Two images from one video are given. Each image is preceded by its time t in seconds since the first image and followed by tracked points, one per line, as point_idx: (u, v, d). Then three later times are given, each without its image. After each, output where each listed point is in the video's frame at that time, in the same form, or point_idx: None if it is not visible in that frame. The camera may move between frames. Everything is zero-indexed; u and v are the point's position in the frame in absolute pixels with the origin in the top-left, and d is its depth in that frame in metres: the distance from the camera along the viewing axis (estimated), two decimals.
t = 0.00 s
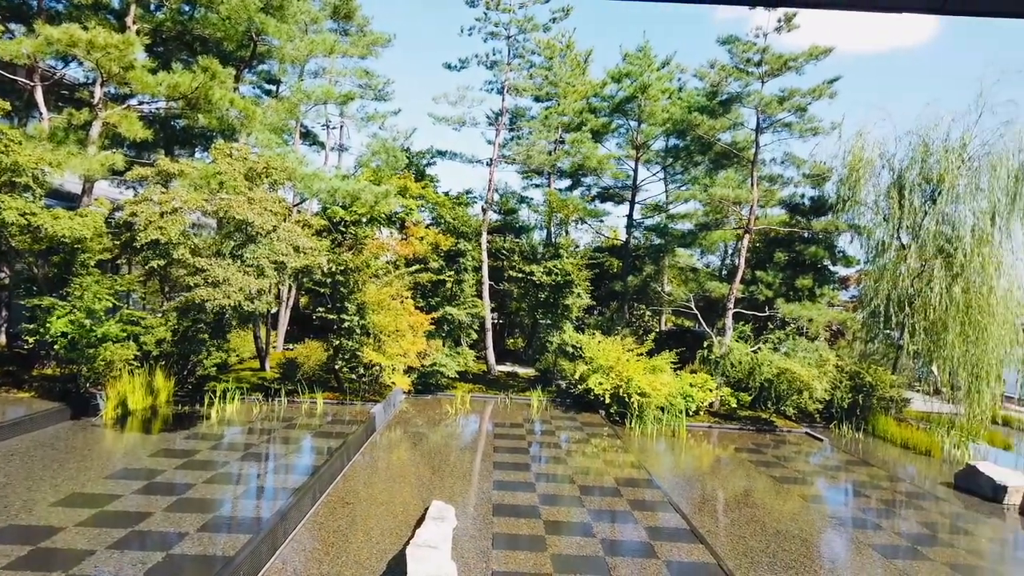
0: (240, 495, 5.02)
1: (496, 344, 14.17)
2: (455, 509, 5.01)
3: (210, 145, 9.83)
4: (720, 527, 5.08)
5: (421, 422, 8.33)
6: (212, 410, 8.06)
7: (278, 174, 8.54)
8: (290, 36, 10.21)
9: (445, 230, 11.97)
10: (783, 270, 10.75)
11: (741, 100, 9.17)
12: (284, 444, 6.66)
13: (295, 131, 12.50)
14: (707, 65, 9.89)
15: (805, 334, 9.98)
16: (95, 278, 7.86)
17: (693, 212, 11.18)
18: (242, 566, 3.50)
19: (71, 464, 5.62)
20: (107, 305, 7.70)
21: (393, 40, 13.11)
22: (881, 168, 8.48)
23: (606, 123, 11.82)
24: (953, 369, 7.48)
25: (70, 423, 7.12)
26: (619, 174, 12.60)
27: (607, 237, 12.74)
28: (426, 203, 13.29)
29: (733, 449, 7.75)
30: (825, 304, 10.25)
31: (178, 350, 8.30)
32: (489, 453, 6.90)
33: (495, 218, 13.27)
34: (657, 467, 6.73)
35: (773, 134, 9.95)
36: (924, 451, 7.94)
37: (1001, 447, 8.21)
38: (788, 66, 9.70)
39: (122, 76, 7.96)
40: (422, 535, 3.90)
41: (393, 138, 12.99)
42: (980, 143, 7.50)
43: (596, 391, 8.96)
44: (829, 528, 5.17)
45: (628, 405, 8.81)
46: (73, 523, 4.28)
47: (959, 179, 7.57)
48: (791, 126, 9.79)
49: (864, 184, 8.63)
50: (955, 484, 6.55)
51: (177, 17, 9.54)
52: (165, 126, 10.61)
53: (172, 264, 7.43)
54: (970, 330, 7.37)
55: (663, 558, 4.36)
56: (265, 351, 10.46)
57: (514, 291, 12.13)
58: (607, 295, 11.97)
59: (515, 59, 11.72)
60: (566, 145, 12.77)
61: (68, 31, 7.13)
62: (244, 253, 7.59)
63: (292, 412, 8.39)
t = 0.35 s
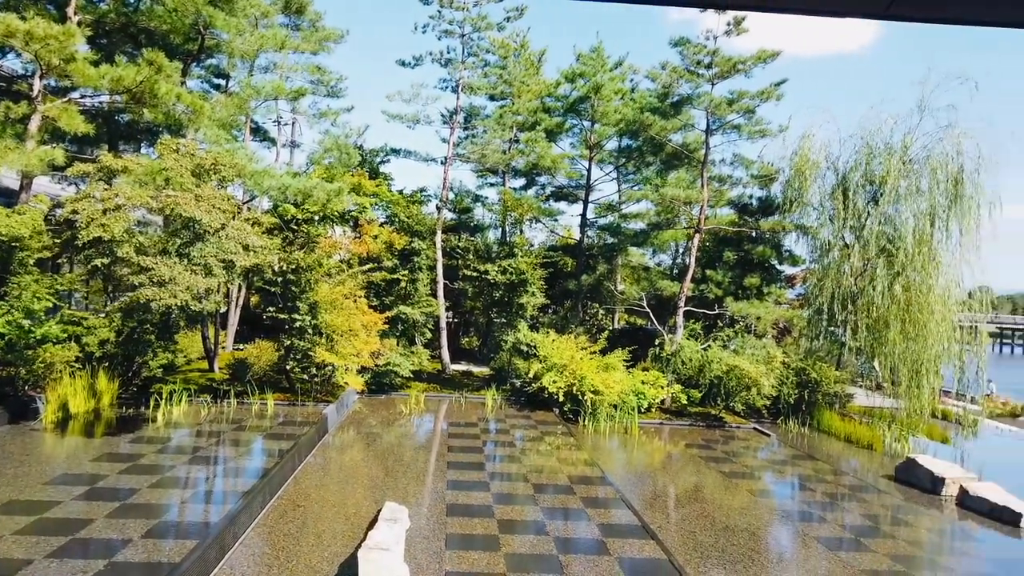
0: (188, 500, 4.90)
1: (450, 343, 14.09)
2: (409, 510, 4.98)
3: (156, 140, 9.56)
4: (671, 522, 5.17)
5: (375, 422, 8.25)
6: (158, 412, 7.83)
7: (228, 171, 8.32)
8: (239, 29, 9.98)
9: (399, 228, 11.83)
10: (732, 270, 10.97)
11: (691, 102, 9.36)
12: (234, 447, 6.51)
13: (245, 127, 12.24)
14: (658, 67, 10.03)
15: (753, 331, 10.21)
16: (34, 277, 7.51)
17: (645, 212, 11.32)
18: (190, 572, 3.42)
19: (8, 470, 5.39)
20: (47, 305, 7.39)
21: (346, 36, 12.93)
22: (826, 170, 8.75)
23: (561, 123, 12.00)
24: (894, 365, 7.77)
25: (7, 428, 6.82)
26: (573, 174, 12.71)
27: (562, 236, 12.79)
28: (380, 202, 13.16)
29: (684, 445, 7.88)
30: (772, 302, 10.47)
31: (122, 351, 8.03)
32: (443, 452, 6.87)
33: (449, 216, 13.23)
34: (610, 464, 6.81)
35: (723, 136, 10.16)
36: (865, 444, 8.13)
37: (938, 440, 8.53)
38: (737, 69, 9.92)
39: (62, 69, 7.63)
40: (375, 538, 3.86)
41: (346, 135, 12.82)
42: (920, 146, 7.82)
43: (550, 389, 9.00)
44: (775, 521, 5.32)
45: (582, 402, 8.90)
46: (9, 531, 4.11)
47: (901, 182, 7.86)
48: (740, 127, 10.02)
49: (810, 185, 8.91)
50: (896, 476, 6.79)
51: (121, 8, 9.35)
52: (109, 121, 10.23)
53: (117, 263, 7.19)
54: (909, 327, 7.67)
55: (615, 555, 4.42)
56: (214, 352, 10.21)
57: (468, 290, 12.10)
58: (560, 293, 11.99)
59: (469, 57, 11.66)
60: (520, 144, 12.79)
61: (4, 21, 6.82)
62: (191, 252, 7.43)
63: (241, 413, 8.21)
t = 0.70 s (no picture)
0: (138, 502, 4.77)
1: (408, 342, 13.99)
2: (366, 510, 4.94)
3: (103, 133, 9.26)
4: (627, 518, 5.24)
5: (331, 422, 8.15)
6: (106, 413, 7.58)
7: (178, 166, 8.10)
8: (191, 21, 9.73)
9: (356, 226, 11.67)
10: (687, 268, 11.13)
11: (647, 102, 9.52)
12: (186, 448, 6.36)
13: (198, 121, 11.95)
14: (616, 67, 10.12)
15: (706, 329, 10.41)
16: None
17: (603, 210, 11.42)
18: None
19: None
20: None
21: (302, 30, 12.70)
22: (777, 171, 8.96)
23: (519, 121, 12.16)
24: (842, 361, 8.00)
25: None
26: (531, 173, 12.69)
27: (520, 234, 12.79)
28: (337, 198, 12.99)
29: (640, 441, 7.99)
30: (725, 300, 10.67)
31: (68, 350, 7.87)
32: (401, 451, 6.83)
33: (407, 213, 13.14)
34: (567, 461, 6.86)
35: (678, 136, 10.31)
36: (815, 439, 8.21)
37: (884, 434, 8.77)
38: (692, 70, 10.08)
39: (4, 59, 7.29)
40: (331, 539, 3.81)
41: (301, 131, 12.59)
42: (868, 148, 8.10)
43: (507, 387, 9.01)
44: (728, 515, 5.44)
45: (540, 400, 8.94)
46: None
47: (851, 183, 8.11)
48: (695, 128, 10.19)
49: (764, 185, 9.13)
50: (844, 470, 7.01)
51: None
52: (53, 113, 9.86)
53: (62, 260, 6.94)
54: (857, 324, 7.91)
55: (572, 551, 4.46)
56: (165, 351, 9.96)
57: (426, 288, 12.03)
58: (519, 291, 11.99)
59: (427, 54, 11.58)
60: (479, 142, 12.77)
61: None
62: (139, 249, 7.28)
63: (194, 413, 8.02)
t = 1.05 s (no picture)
0: (84, 508, 4.62)
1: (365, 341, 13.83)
2: (321, 512, 4.88)
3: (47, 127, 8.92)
4: (583, 515, 5.29)
5: (286, 423, 8.03)
6: (50, 416, 7.32)
7: (125, 161, 7.86)
8: (140, 13, 9.46)
9: (312, 224, 11.45)
10: (643, 268, 11.21)
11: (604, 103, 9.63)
12: (136, 451, 6.19)
13: (147, 115, 11.61)
14: (572, 67, 10.20)
15: (662, 327, 10.56)
16: None
17: (560, 210, 11.46)
18: None
19: None
20: None
21: (257, 25, 12.44)
22: (730, 171, 9.14)
23: (478, 119, 11.83)
24: (793, 358, 8.21)
25: None
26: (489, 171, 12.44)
27: (478, 233, 12.72)
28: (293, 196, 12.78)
29: (597, 439, 8.06)
30: (680, 299, 10.81)
31: (9, 351, 7.71)
32: (357, 452, 6.76)
33: (364, 212, 12.99)
34: (524, 459, 6.88)
35: (634, 136, 10.42)
36: (767, 435, 8.52)
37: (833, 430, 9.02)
38: (647, 71, 10.22)
39: None
40: (284, 542, 3.76)
41: (255, 127, 12.33)
42: (817, 150, 8.33)
43: (465, 386, 9.01)
44: (682, 511, 5.53)
45: (497, 398, 8.95)
46: None
47: (801, 183, 8.34)
48: (650, 129, 10.32)
49: (717, 186, 9.31)
50: (794, 464, 7.19)
51: None
52: None
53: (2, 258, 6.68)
54: (807, 322, 8.13)
55: (528, 550, 4.48)
56: (113, 352, 9.66)
57: (383, 287, 11.92)
58: (477, 290, 11.96)
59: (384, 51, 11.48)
60: (437, 141, 12.71)
61: None
62: (85, 246, 7.04)
63: (143, 415, 7.80)
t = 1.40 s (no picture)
0: (13, 513, 4.43)
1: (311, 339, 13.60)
2: (264, 514, 4.79)
3: None
4: (530, 510, 5.33)
5: (229, 423, 7.84)
6: None
7: (57, 153, 7.52)
8: None
9: (255, 219, 11.18)
10: (589, 265, 11.27)
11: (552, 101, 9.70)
12: (69, 454, 5.95)
13: (81, 106, 11.14)
14: (520, 65, 10.24)
15: (608, 324, 10.70)
16: None
17: (509, 207, 11.47)
18: None
19: None
20: None
21: (198, 15, 12.06)
22: (675, 170, 9.32)
23: (425, 116, 11.88)
24: (735, 354, 8.44)
25: None
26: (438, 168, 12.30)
27: (426, 230, 12.63)
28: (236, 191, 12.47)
29: (544, 435, 8.12)
30: (626, 295, 10.95)
31: None
32: (302, 451, 6.65)
33: (309, 208, 12.75)
34: (472, 456, 6.89)
35: (581, 135, 10.52)
36: (709, 428, 8.71)
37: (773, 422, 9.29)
38: (594, 70, 10.33)
39: None
40: (226, 544, 3.68)
41: (197, 120, 11.96)
42: (758, 150, 8.56)
43: (413, 383, 8.96)
44: (627, 504, 5.63)
45: (445, 396, 8.93)
46: None
47: (743, 183, 8.57)
48: (597, 128, 10.44)
49: (662, 184, 9.48)
50: (735, 457, 7.40)
51: None
52: None
53: None
54: (748, 318, 8.36)
55: (476, 547, 4.49)
56: (44, 352, 9.28)
57: (329, 284, 11.74)
58: (425, 287, 11.87)
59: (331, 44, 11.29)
60: (385, 136, 12.58)
61: None
62: (12, 241, 6.72)
63: (76, 417, 7.51)
